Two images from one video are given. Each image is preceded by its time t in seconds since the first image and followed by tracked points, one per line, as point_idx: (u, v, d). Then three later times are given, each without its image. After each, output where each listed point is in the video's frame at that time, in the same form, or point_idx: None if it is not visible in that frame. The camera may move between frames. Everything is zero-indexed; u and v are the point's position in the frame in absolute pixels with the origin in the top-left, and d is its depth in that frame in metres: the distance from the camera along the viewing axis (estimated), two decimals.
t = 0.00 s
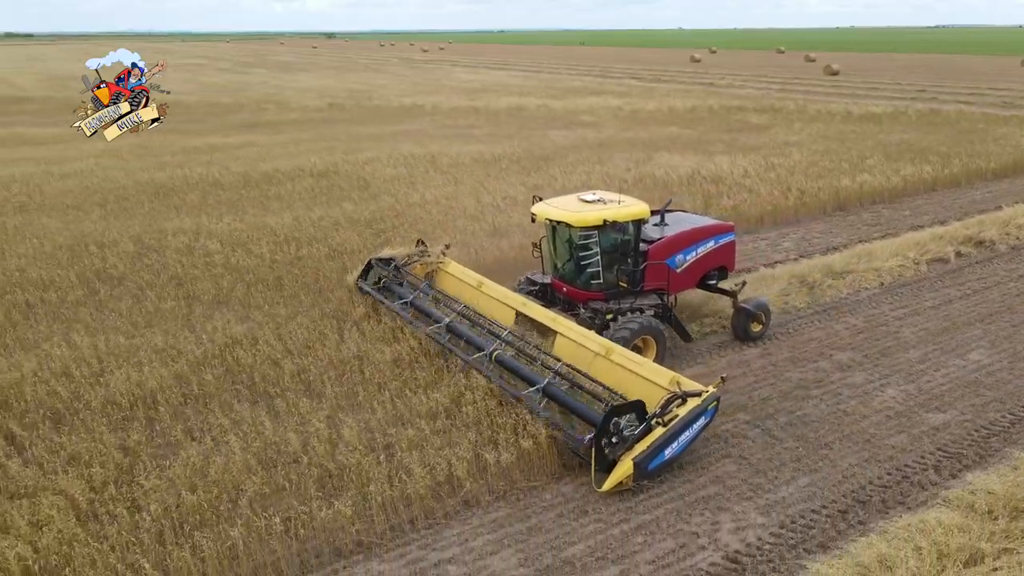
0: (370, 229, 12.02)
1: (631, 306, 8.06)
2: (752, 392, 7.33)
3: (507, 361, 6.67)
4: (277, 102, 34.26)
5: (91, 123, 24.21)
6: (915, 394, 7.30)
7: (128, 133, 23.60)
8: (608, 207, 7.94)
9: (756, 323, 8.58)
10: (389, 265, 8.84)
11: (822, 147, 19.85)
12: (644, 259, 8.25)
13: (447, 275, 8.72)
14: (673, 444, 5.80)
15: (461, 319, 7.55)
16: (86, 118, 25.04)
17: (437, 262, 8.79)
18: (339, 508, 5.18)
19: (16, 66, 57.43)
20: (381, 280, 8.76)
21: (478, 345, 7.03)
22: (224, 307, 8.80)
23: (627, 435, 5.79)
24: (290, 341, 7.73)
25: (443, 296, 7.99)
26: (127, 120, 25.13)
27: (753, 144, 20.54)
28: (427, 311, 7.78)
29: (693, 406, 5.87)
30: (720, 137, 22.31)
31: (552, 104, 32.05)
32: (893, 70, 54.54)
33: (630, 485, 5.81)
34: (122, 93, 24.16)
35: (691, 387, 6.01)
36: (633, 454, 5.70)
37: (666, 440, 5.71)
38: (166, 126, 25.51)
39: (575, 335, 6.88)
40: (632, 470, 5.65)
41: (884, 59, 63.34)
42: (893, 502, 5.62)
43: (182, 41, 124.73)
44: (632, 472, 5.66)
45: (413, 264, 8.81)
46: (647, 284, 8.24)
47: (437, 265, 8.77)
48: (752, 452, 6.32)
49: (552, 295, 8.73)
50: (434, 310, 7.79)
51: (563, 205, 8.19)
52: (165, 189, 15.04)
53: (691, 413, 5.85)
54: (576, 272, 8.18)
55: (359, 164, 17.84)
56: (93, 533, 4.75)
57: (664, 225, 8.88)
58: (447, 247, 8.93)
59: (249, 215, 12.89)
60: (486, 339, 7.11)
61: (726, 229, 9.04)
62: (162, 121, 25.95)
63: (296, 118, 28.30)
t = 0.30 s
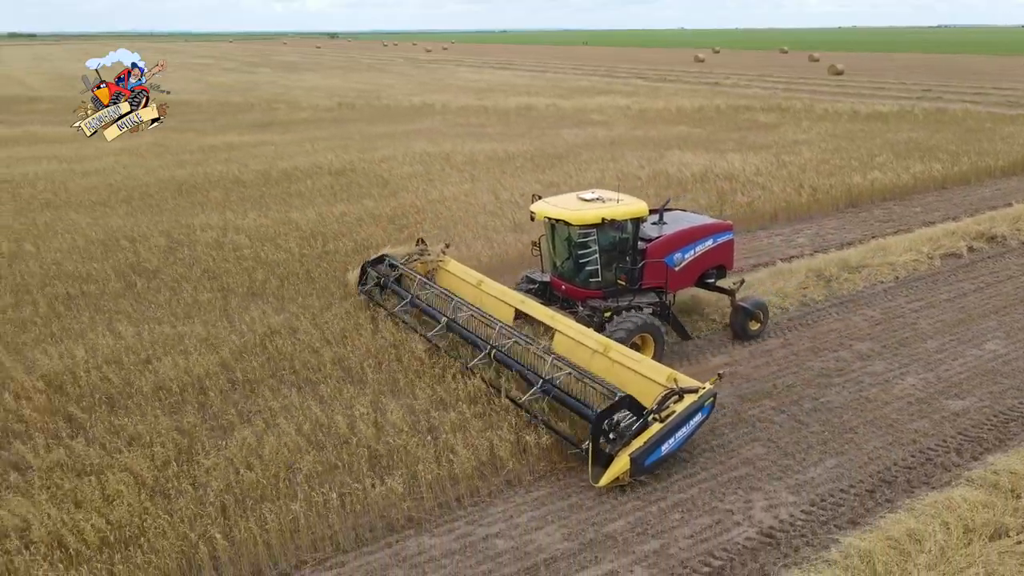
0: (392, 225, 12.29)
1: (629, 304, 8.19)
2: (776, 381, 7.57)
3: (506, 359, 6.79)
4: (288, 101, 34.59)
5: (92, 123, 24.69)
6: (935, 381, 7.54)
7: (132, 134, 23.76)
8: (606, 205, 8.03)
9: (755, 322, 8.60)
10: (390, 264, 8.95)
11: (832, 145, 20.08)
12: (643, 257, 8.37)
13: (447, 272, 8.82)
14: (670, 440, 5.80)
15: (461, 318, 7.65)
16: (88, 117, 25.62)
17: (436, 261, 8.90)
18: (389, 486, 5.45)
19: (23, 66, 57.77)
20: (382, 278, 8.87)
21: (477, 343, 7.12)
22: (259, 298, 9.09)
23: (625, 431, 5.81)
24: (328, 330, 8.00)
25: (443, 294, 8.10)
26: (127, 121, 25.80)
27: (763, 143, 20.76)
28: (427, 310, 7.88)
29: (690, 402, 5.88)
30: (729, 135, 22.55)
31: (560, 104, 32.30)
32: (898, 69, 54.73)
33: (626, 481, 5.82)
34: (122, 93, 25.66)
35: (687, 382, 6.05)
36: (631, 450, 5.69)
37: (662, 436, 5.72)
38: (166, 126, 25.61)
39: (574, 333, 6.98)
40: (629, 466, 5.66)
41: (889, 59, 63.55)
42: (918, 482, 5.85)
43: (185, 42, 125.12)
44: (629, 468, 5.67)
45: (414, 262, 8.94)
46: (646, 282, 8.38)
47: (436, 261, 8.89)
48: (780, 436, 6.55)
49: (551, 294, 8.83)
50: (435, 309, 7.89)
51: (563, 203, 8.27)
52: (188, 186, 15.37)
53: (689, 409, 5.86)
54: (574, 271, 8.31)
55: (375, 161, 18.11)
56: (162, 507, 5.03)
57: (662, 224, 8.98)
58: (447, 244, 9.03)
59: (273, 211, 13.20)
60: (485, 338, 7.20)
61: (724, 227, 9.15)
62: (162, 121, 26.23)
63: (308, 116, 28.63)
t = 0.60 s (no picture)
0: (414, 222, 12.51)
1: (626, 303, 8.26)
2: (799, 370, 7.80)
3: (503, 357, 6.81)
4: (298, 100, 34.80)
5: (91, 123, 24.43)
6: (953, 371, 7.75)
7: (142, 133, 23.75)
8: (605, 205, 8.08)
9: (752, 322, 8.59)
10: (389, 262, 9.00)
11: (842, 144, 20.24)
12: (641, 256, 8.42)
13: (447, 271, 8.86)
14: (665, 438, 5.82)
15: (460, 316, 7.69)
16: (87, 117, 25.29)
17: (435, 259, 9.00)
18: (435, 467, 5.68)
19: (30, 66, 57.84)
20: (382, 278, 8.92)
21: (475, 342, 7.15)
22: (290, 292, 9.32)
23: (620, 430, 5.81)
24: (362, 321, 8.24)
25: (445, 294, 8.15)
26: (127, 121, 25.39)
27: (774, 141, 20.94)
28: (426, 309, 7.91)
29: (685, 402, 5.87)
30: (739, 134, 22.73)
31: (569, 103, 32.47)
32: (902, 69, 54.69)
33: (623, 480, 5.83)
34: (122, 92, 24.59)
35: (684, 382, 6.03)
36: (626, 449, 5.72)
37: (657, 435, 5.74)
38: (167, 126, 25.60)
39: (572, 332, 6.97)
40: (625, 464, 5.68)
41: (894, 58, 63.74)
42: (941, 465, 6.06)
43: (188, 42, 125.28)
44: (625, 466, 5.69)
45: (414, 261, 9.00)
46: (644, 282, 8.43)
47: (436, 261, 8.97)
48: (805, 422, 6.77)
49: (549, 293, 8.91)
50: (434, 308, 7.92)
51: (561, 203, 8.32)
52: (210, 184, 15.58)
53: (684, 409, 5.85)
54: (572, 270, 8.38)
55: (390, 159, 18.30)
56: (222, 486, 5.27)
57: (661, 223, 9.01)
58: (447, 244, 9.10)
59: (296, 208, 13.41)
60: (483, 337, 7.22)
61: (723, 226, 9.18)
62: (162, 120, 26.08)
63: (320, 115, 28.84)
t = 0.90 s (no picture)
0: (434, 219, 12.70)
1: (623, 303, 8.23)
2: (820, 362, 7.98)
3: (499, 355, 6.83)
4: (307, 100, 34.99)
5: (91, 123, 24.35)
6: (971, 363, 7.93)
7: (144, 133, 23.80)
8: (601, 205, 8.03)
9: (749, 321, 8.60)
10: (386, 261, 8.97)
11: (852, 143, 20.39)
12: (637, 256, 8.35)
13: (443, 270, 8.85)
14: (660, 439, 5.85)
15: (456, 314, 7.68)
16: (87, 116, 25.17)
17: (433, 258, 8.95)
18: (474, 452, 5.87)
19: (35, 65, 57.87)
20: (378, 276, 8.89)
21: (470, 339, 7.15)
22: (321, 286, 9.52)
23: (615, 430, 5.86)
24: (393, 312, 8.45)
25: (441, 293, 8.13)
26: (127, 120, 25.22)
27: (784, 141, 21.09)
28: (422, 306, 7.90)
29: (680, 402, 5.90)
30: (748, 133, 22.86)
31: (577, 103, 32.63)
32: (906, 69, 54.67)
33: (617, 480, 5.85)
34: (122, 92, 24.40)
35: (679, 382, 6.06)
36: (620, 449, 5.74)
37: (652, 436, 5.75)
38: (167, 126, 25.63)
39: (568, 333, 7.01)
40: (619, 465, 5.71)
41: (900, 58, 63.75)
42: (963, 452, 6.24)
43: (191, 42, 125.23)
44: (619, 466, 5.72)
45: (411, 260, 8.97)
46: (640, 282, 8.36)
47: (433, 261, 8.91)
48: (828, 410, 6.96)
49: (546, 292, 8.89)
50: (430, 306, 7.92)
51: (557, 203, 8.25)
52: (229, 181, 15.79)
53: (678, 409, 5.88)
54: (569, 270, 8.30)
55: (404, 158, 18.48)
56: (271, 468, 5.48)
57: (658, 223, 8.90)
58: (444, 243, 9.08)
59: (316, 206, 13.60)
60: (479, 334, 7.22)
61: (721, 227, 9.08)
62: (161, 120, 25.96)
63: (330, 115, 29.02)
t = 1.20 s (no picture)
0: (453, 216, 12.88)
1: (618, 304, 8.07)
2: (839, 355, 8.15)
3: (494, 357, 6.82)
4: (316, 100, 35.18)
5: (92, 123, 24.09)
6: (988, 355, 8.10)
7: (144, 133, 23.79)
8: (597, 205, 7.88)
9: (744, 322, 8.57)
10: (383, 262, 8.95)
11: (862, 141, 20.53)
12: (633, 256, 8.22)
13: (440, 271, 8.82)
14: (653, 441, 5.82)
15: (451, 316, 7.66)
16: (87, 118, 24.94)
17: (429, 259, 8.94)
18: (509, 439, 6.03)
19: (42, 65, 57.97)
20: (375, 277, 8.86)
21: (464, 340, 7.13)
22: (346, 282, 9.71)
23: (608, 431, 5.79)
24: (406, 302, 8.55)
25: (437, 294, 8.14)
26: (128, 120, 25.01)
27: (794, 140, 21.22)
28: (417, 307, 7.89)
29: (674, 403, 5.87)
30: (758, 132, 22.99)
31: (586, 103, 32.76)
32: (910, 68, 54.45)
33: (608, 480, 5.81)
34: (122, 93, 23.83)
35: (672, 383, 6.02)
36: (612, 450, 5.73)
37: (645, 437, 5.73)
38: (167, 126, 25.67)
39: (562, 334, 6.99)
40: (612, 466, 5.69)
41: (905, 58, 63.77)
42: (983, 440, 6.41)
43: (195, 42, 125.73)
44: (612, 467, 5.70)
45: (407, 262, 8.95)
46: (636, 282, 8.22)
47: (430, 261, 8.92)
48: (850, 401, 7.13)
49: (541, 293, 8.68)
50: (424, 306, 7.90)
51: (552, 203, 8.09)
52: (247, 180, 15.98)
53: (672, 410, 5.84)
54: (564, 270, 8.14)
55: (417, 156, 18.63)
56: (315, 453, 5.67)
57: (654, 223, 8.77)
58: (440, 244, 9.07)
59: (334, 203, 13.78)
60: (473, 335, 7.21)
61: (717, 227, 8.95)
62: (162, 120, 26.01)
63: (340, 114, 29.19)
